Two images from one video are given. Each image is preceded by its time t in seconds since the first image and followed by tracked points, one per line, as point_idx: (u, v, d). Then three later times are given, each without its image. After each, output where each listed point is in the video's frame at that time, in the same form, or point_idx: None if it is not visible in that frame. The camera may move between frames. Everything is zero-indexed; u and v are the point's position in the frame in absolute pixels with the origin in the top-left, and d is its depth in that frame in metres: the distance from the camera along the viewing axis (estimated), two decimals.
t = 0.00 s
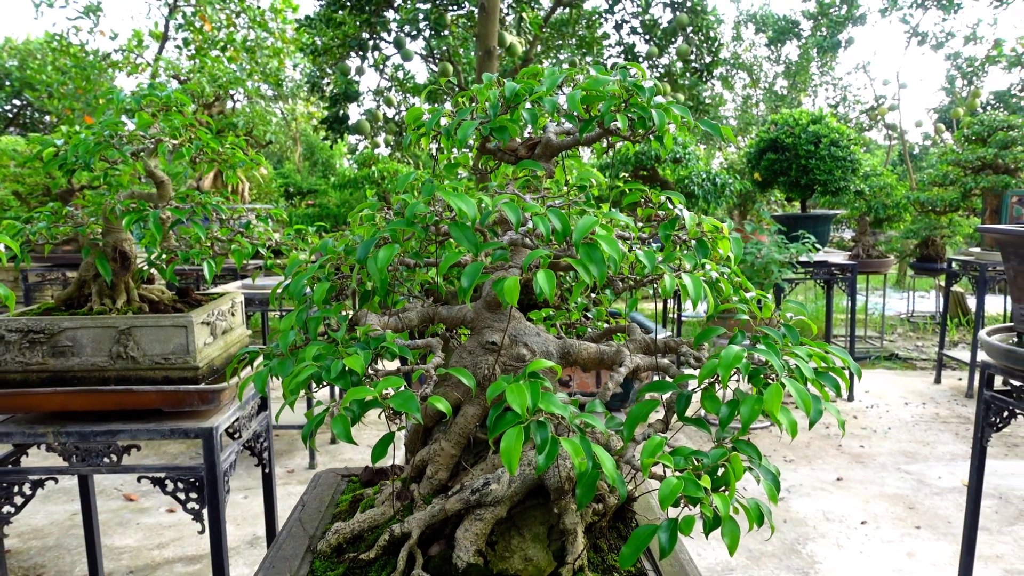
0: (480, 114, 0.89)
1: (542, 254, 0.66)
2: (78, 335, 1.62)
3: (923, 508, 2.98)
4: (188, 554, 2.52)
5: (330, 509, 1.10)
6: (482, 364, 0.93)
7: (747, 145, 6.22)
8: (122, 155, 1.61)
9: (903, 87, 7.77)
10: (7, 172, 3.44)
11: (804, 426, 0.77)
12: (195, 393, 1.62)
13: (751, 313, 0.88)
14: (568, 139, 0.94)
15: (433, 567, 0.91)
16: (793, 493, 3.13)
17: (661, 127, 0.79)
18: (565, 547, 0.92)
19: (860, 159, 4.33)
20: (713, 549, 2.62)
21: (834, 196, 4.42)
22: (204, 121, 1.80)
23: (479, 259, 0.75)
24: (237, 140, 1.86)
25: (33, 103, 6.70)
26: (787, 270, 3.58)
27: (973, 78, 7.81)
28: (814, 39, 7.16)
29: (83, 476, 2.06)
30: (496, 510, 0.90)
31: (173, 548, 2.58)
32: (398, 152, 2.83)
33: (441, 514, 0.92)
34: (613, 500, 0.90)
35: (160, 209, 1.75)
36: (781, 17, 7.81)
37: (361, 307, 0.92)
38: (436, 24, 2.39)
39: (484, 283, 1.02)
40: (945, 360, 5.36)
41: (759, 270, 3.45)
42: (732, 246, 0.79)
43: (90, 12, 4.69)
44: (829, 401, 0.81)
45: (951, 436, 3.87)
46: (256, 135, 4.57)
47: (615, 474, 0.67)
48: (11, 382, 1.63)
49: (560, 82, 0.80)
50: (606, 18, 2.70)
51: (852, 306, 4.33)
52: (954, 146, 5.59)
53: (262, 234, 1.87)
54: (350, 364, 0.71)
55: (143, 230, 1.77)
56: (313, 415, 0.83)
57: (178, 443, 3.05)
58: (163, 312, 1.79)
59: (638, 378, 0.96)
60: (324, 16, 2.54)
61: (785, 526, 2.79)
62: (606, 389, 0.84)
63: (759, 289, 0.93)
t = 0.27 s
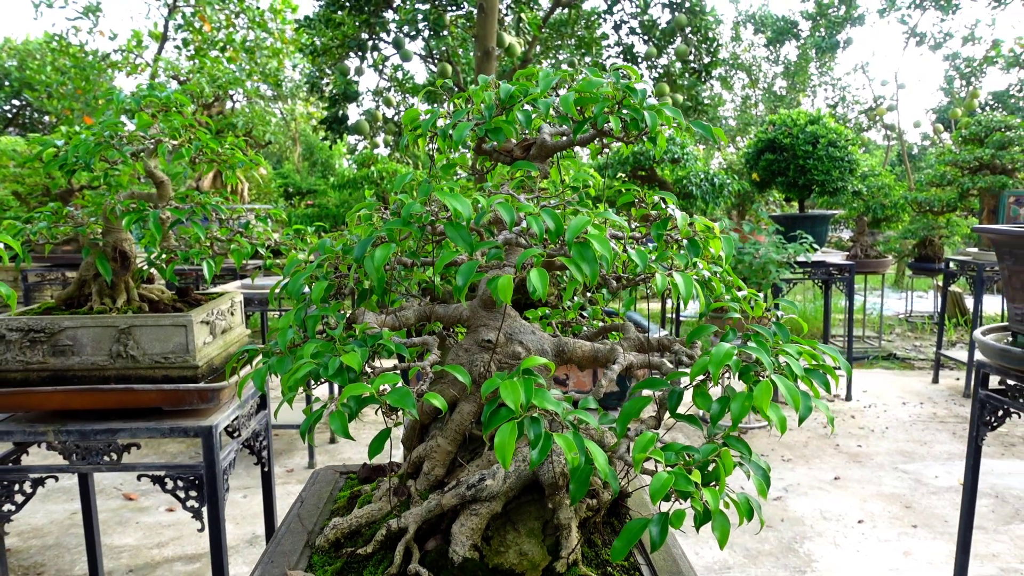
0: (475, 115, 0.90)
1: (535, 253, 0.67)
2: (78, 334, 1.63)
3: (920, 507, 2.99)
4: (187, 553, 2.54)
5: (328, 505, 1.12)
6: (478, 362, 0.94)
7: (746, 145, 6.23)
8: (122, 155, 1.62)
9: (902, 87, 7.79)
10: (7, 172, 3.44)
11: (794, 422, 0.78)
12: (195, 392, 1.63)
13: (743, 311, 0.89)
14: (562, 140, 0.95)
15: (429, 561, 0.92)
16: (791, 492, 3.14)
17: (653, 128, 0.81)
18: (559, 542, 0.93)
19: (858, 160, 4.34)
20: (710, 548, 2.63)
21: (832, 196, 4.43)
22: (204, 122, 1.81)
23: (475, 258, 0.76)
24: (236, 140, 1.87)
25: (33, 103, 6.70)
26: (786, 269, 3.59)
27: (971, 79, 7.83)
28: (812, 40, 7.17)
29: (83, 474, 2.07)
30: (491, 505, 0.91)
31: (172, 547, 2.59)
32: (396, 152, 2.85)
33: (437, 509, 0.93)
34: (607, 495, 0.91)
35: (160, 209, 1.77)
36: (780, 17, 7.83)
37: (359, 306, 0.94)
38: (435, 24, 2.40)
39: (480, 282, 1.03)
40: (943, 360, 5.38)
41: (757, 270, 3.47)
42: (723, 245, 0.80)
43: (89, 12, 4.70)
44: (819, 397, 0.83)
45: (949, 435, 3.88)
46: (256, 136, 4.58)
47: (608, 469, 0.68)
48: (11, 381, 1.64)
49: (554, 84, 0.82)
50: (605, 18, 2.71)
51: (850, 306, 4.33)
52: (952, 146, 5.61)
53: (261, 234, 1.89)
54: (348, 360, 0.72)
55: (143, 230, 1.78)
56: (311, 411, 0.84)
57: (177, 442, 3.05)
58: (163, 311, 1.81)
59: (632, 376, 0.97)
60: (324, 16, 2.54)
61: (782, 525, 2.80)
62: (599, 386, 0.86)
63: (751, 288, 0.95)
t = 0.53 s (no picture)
0: (475, 118, 0.91)
1: (534, 255, 0.69)
2: (81, 334, 1.64)
3: (918, 507, 3.00)
4: (188, 552, 2.55)
5: (330, 503, 1.13)
6: (478, 361, 0.96)
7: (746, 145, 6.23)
8: (125, 157, 1.63)
9: (901, 87, 7.80)
10: (8, 172, 3.45)
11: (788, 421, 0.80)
12: (197, 391, 1.64)
13: (738, 312, 0.91)
14: (560, 143, 0.97)
15: (430, 558, 0.93)
16: (789, 492, 3.15)
17: (650, 132, 0.82)
18: (558, 539, 0.94)
19: (857, 160, 4.35)
20: (709, 547, 2.64)
21: (831, 197, 4.44)
22: (206, 124, 1.82)
23: (474, 259, 0.77)
24: (237, 141, 1.88)
25: (33, 103, 6.71)
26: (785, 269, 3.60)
27: (970, 80, 7.85)
28: (812, 40, 7.18)
29: (85, 473, 2.08)
30: (491, 502, 0.93)
31: (173, 546, 2.60)
32: (396, 153, 2.86)
33: (438, 507, 0.95)
34: (604, 493, 0.93)
35: (162, 210, 1.78)
36: (779, 18, 7.84)
37: (360, 306, 0.95)
38: (435, 24, 2.41)
39: (480, 283, 1.04)
40: (942, 360, 5.39)
41: (756, 270, 3.48)
42: (718, 246, 0.82)
43: (89, 13, 4.70)
44: (813, 396, 0.84)
45: (947, 435, 3.90)
46: (256, 136, 4.59)
47: (605, 467, 0.69)
48: (15, 381, 1.65)
49: (552, 88, 0.83)
50: (605, 18, 2.72)
51: (849, 306, 4.34)
52: (951, 147, 5.62)
53: (262, 235, 1.90)
54: (351, 360, 0.74)
55: (146, 231, 1.80)
56: (314, 410, 0.85)
57: (178, 441, 3.07)
58: (165, 311, 1.82)
59: (629, 375, 0.98)
60: (324, 16, 2.55)
61: (781, 525, 2.81)
62: (597, 386, 0.87)
63: (746, 289, 0.97)
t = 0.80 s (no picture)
0: (472, 119, 0.92)
1: (529, 255, 0.69)
2: (82, 334, 1.65)
3: (917, 506, 3.01)
4: (189, 552, 2.56)
5: (328, 501, 1.14)
6: (475, 361, 0.97)
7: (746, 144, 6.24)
8: (125, 158, 1.64)
9: (902, 87, 7.80)
10: (9, 173, 3.47)
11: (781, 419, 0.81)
12: (197, 391, 1.65)
13: (732, 311, 0.92)
14: (557, 144, 0.98)
15: (426, 555, 0.94)
16: (789, 491, 3.16)
17: (645, 133, 0.83)
18: (554, 537, 0.95)
19: (857, 160, 4.35)
20: (708, 546, 2.64)
21: (831, 197, 4.44)
22: (206, 125, 1.83)
23: (470, 259, 0.78)
24: (237, 142, 1.89)
25: (34, 103, 6.73)
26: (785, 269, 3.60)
27: (971, 79, 7.84)
28: (813, 40, 7.18)
29: (86, 473, 2.09)
30: (487, 500, 0.93)
31: (174, 545, 2.61)
32: (397, 152, 2.86)
33: (435, 505, 0.96)
34: (600, 491, 0.94)
35: (163, 210, 1.79)
36: (780, 18, 7.84)
37: (358, 306, 0.96)
38: (436, 25, 2.42)
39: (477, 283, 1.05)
40: (942, 360, 5.39)
41: (756, 270, 3.48)
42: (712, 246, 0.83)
43: (90, 13, 4.71)
44: (807, 395, 0.85)
45: (947, 435, 3.90)
46: (257, 136, 4.60)
47: (599, 465, 0.70)
48: (16, 380, 1.66)
49: (548, 90, 0.84)
50: (606, 18, 2.73)
51: (849, 306, 4.35)
52: (951, 147, 5.62)
53: (262, 235, 1.91)
54: (348, 359, 0.74)
55: (146, 231, 1.80)
56: (312, 409, 0.86)
57: (179, 441, 3.08)
58: (166, 311, 1.83)
59: (625, 374, 0.99)
60: (324, 16, 2.56)
61: (780, 524, 2.82)
62: (592, 385, 0.88)
63: (741, 288, 0.98)
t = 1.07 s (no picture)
0: (470, 120, 0.93)
1: (526, 255, 0.70)
2: (83, 333, 1.66)
3: (917, 506, 3.01)
4: (190, 551, 2.56)
5: (328, 500, 1.14)
6: (473, 360, 0.97)
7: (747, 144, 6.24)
8: (126, 158, 1.64)
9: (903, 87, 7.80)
10: (11, 173, 3.48)
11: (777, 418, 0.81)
12: (198, 390, 1.65)
13: (729, 311, 0.93)
14: (555, 145, 0.99)
15: (426, 553, 0.95)
16: (789, 491, 3.16)
17: (641, 134, 0.84)
18: (551, 535, 0.96)
19: (857, 160, 4.36)
20: (708, 546, 2.65)
21: (832, 197, 4.45)
22: (207, 125, 1.84)
23: (469, 259, 0.79)
24: (238, 142, 1.90)
25: (36, 103, 6.74)
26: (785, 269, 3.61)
27: (972, 79, 7.85)
28: (813, 40, 7.19)
29: (87, 472, 2.09)
30: (486, 498, 0.94)
31: (175, 544, 2.62)
32: (397, 152, 2.87)
33: (433, 503, 0.96)
34: (597, 489, 0.94)
35: (164, 210, 1.79)
36: (781, 17, 7.84)
37: (358, 306, 0.96)
38: (436, 25, 2.43)
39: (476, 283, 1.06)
40: (942, 360, 5.39)
41: (756, 270, 3.48)
42: (708, 246, 0.84)
43: (91, 13, 4.72)
44: (804, 394, 0.85)
45: (947, 435, 3.90)
46: (258, 136, 4.61)
47: (596, 463, 0.71)
48: (18, 380, 1.67)
49: (546, 92, 0.85)
50: (606, 18, 2.73)
51: (849, 306, 4.35)
52: (951, 147, 5.63)
53: (263, 235, 1.92)
54: (348, 358, 0.75)
55: (147, 231, 1.81)
56: (312, 408, 0.87)
57: (180, 440, 3.09)
58: (167, 311, 1.83)
59: (623, 373, 1.00)
60: (325, 17, 2.56)
61: (780, 524, 2.82)
62: (590, 384, 0.89)
63: (738, 287, 0.98)
